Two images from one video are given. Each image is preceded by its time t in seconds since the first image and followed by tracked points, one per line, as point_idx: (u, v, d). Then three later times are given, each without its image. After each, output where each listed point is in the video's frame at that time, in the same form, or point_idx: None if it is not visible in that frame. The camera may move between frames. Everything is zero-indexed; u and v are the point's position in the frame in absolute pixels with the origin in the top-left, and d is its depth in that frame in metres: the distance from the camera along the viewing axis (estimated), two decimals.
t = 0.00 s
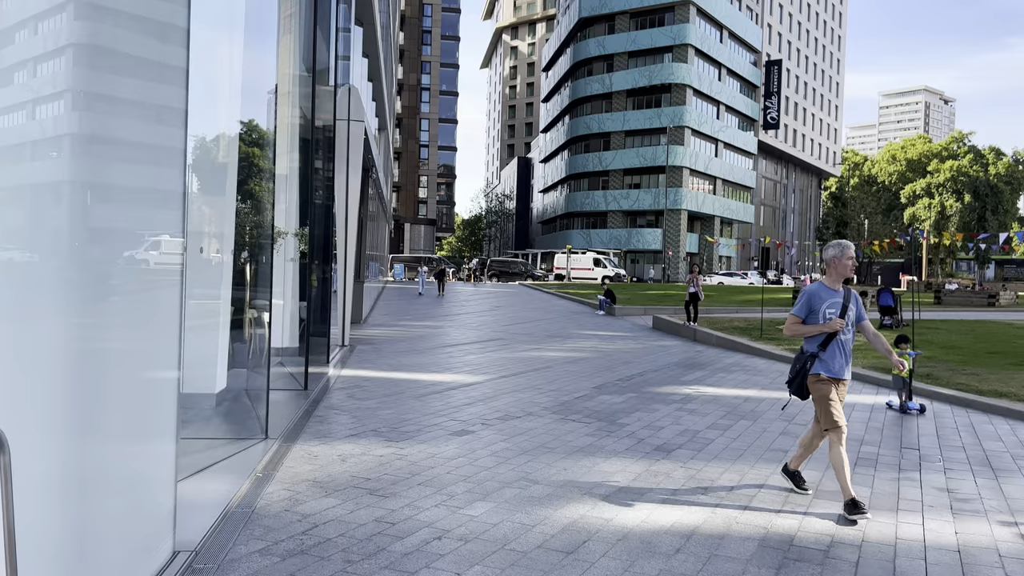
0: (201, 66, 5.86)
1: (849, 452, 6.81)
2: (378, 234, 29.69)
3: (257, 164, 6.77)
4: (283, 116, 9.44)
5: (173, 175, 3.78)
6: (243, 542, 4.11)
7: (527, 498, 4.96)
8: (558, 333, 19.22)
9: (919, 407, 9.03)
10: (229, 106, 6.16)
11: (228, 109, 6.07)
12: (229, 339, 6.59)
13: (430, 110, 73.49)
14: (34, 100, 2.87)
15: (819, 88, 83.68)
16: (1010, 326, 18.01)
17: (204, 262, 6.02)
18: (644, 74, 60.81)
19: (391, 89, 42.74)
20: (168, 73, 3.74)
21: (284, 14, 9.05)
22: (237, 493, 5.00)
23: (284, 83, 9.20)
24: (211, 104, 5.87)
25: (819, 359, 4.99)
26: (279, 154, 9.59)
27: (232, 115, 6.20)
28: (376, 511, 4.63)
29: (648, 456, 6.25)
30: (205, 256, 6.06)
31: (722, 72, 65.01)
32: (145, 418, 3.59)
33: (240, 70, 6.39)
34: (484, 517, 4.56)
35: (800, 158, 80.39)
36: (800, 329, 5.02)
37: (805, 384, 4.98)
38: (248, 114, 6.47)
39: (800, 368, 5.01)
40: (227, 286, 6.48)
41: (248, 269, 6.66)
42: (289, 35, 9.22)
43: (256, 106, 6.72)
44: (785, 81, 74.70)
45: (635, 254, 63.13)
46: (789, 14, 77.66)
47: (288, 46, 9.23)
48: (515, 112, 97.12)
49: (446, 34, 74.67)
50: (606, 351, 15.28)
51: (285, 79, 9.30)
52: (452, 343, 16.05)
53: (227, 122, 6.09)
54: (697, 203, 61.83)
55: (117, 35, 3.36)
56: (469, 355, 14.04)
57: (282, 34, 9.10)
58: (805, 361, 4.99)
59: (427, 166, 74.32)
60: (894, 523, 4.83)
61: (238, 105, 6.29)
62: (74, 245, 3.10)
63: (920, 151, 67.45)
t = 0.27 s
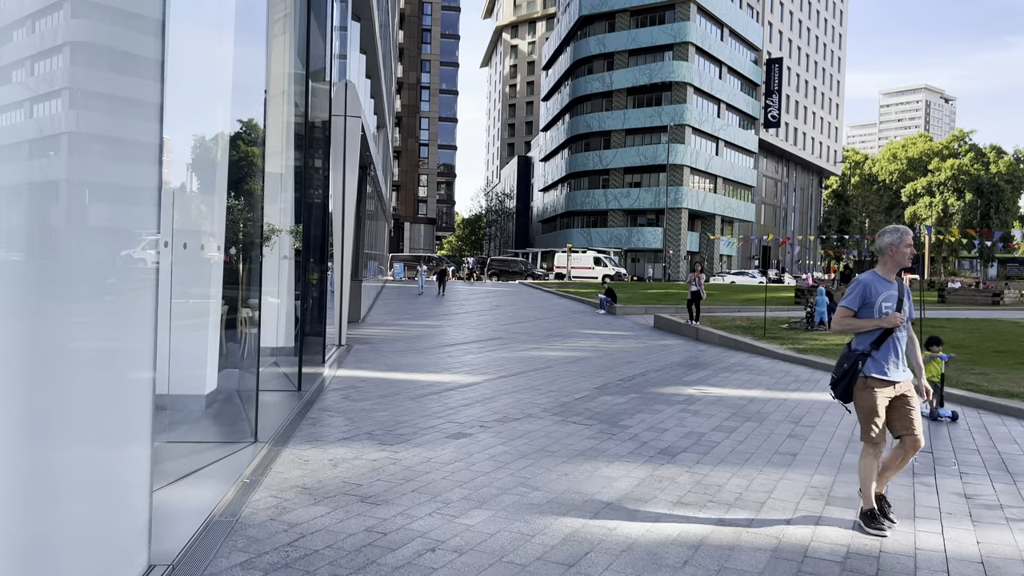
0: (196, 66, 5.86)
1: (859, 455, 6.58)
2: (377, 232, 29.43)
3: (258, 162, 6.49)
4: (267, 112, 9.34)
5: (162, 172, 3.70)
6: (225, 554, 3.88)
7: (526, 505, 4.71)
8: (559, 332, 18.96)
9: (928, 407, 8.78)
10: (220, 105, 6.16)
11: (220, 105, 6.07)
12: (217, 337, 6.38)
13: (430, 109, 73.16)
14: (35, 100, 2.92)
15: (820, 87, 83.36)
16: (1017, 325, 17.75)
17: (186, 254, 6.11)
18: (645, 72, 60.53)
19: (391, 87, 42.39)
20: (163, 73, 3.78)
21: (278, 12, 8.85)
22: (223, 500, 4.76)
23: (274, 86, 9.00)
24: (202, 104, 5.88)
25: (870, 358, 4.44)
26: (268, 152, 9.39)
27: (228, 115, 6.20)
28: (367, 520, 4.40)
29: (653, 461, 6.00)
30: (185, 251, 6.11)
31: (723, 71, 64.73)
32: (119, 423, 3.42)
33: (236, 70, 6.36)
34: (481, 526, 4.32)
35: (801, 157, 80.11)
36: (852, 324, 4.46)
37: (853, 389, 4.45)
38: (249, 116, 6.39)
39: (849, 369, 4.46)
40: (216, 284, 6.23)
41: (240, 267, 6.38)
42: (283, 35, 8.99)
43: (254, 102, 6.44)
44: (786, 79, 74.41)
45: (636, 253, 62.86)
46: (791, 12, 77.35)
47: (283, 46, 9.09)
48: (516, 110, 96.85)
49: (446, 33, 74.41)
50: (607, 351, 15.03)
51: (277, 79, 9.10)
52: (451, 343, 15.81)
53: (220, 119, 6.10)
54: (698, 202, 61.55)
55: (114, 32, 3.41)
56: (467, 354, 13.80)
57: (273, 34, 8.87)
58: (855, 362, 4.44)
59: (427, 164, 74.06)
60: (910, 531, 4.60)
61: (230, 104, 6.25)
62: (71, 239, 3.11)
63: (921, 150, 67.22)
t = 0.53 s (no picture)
0: (187, 70, 5.94)
1: (873, 465, 6.34)
2: (376, 233, 29.15)
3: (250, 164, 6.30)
4: (258, 116, 8.98)
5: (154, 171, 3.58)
6: None
7: (526, 523, 4.48)
8: (560, 334, 18.73)
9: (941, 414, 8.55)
10: (210, 109, 6.00)
11: (213, 109, 5.99)
12: (206, 340, 6.15)
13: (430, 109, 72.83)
14: (31, 101, 3.17)
15: (821, 86, 83.13)
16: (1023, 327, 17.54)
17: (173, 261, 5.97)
18: (645, 72, 60.31)
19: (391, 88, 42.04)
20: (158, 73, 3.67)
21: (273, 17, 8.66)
22: (208, 516, 4.54)
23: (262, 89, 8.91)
24: (193, 106, 5.86)
25: (940, 388, 4.05)
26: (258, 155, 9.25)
27: (222, 116, 6.08)
28: (360, 540, 4.16)
29: (659, 473, 5.77)
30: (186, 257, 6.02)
31: (723, 70, 64.52)
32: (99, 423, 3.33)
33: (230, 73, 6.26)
34: (480, 547, 4.09)
35: (802, 157, 79.89)
36: (922, 348, 4.03)
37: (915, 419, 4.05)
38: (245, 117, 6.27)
39: (913, 397, 4.05)
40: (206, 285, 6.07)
41: (234, 269, 6.13)
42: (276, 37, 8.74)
43: (247, 102, 6.33)
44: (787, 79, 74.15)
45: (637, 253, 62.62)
46: (792, 11, 77.12)
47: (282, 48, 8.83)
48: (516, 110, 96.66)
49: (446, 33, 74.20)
50: (609, 354, 14.78)
51: (271, 81, 8.95)
52: (451, 346, 15.57)
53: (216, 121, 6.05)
54: (699, 202, 61.33)
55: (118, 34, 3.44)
56: (467, 358, 13.56)
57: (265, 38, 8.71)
58: (921, 390, 4.03)
59: (427, 165, 73.80)
60: (932, 551, 4.37)
61: (223, 106, 6.11)
62: (68, 238, 3.25)
63: (921, 150, 67.06)
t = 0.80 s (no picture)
0: (183, 71, 5.74)
1: (890, 470, 6.11)
2: (376, 233, 28.94)
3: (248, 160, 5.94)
4: (256, 117, 8.72)
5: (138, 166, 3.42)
6: None
7: (532, 534, 4.25)
8: (562, 335, 18.50)
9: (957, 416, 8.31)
10: (205, 110, 5.74)
11: (208, 111, 5.67)
12: (200, 340, 5.92)
13: (430, 109, 72.61)
14: (31, 100, 3.08)
15: (822, 87, 82.93)
16: None
17: (170, 260, 5.94)
18: (646, 72, 60.08)
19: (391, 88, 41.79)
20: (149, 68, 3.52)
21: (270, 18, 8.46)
22: (198, 527, 4.32)
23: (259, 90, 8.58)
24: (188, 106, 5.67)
25: None
26: (254, 156, 9.09)
27: (218, 116, 5.69)
28: (357, 552, 3.94)
29: (669, 479, 5.54)
30: (178, 255, 5.93)
31: (724, 70, 64.29)
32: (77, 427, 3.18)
33: (226, 69, 5.82)
34: (483, 559, 3.87)
35: (803, 157, 79.67)
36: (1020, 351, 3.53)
37: None
38: (245, 115, 5.81)
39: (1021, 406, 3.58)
40: (202, 285, 5.80)
41: (232, 268, 5.80)
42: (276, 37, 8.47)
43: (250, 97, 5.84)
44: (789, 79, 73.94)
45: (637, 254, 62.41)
46: (792, 11, 76.92)
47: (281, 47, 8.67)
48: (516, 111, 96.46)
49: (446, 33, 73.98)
50: (613, 355, 14.56)
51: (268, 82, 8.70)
52: (452, 346, 15.34)
53: (212, 120, 5.70)
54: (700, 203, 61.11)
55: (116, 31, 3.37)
56: (469, 359, 13.33)
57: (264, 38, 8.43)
58: None
59: (427, 166, 73.58)
60: (960, 562, 4.14)
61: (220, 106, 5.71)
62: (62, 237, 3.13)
63: (922, 150, 66.78)
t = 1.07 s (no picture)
0: (177, 75, 5.57)
1: (907, 484, 5.88)
2: (376, 236, 28.75)
3: (241, 166, 5.74)
4: (252, 121, 8.70)
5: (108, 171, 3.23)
6: None
7: (537, 556, 4.02)
8: (563, 340, 18.30)
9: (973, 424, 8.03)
10: (199, 114, 5.56)
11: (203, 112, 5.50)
12: (195, 348, 5.69)
13: (430, 112, 72.44)
14: (29, 103, 3.04)
15: (823, 89, 82.76)
16: None
17: (158, 265, 5.69)
18: (648, 74, 59.90)
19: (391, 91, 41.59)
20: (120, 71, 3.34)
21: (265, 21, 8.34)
22: (184, 549, 4.08)
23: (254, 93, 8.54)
24: (182, 113, 5.54)
25: None
26: (250, 158, 8.74)
27: (213, 118, 5.52)
28: None
29: (681, 496, 5.29)
30: (166, 260, 5.71)
31: (725, 73, 64.12)
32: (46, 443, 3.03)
33: (220, 72, 5.59)
34: None
35: (804, 160, 79.46)
36: None
37: None
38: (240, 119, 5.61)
39: None
40: (196, 288, 5.63)
41: (228, 273, 5.54)
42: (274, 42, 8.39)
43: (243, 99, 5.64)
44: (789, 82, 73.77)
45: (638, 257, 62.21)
46: (793, 13, 76.76)
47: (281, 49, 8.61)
48: (517, 114, 96.24)
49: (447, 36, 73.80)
50: (616, 360, 14.32)
51: (265, 87, 8.62)
52: (452, 352, 15.11)
53: (207, 123, 5.53)
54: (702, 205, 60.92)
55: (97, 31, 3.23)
56: (470, 365, 13.09)
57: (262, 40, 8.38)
58: None
59: (427, 169, 73.39)
60: None
61: (213, 108, 5.54)
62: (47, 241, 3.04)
63: (923, 152, 66.46)
